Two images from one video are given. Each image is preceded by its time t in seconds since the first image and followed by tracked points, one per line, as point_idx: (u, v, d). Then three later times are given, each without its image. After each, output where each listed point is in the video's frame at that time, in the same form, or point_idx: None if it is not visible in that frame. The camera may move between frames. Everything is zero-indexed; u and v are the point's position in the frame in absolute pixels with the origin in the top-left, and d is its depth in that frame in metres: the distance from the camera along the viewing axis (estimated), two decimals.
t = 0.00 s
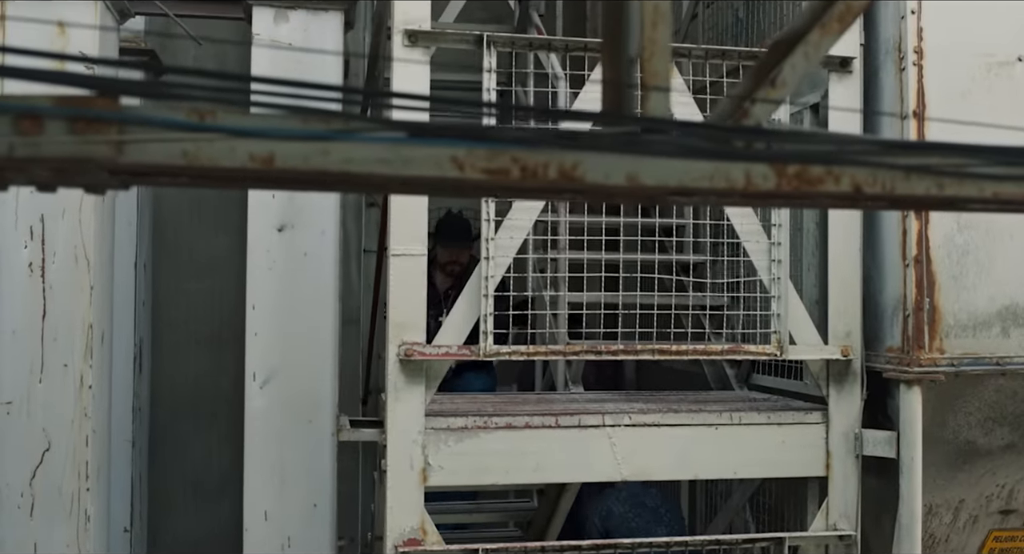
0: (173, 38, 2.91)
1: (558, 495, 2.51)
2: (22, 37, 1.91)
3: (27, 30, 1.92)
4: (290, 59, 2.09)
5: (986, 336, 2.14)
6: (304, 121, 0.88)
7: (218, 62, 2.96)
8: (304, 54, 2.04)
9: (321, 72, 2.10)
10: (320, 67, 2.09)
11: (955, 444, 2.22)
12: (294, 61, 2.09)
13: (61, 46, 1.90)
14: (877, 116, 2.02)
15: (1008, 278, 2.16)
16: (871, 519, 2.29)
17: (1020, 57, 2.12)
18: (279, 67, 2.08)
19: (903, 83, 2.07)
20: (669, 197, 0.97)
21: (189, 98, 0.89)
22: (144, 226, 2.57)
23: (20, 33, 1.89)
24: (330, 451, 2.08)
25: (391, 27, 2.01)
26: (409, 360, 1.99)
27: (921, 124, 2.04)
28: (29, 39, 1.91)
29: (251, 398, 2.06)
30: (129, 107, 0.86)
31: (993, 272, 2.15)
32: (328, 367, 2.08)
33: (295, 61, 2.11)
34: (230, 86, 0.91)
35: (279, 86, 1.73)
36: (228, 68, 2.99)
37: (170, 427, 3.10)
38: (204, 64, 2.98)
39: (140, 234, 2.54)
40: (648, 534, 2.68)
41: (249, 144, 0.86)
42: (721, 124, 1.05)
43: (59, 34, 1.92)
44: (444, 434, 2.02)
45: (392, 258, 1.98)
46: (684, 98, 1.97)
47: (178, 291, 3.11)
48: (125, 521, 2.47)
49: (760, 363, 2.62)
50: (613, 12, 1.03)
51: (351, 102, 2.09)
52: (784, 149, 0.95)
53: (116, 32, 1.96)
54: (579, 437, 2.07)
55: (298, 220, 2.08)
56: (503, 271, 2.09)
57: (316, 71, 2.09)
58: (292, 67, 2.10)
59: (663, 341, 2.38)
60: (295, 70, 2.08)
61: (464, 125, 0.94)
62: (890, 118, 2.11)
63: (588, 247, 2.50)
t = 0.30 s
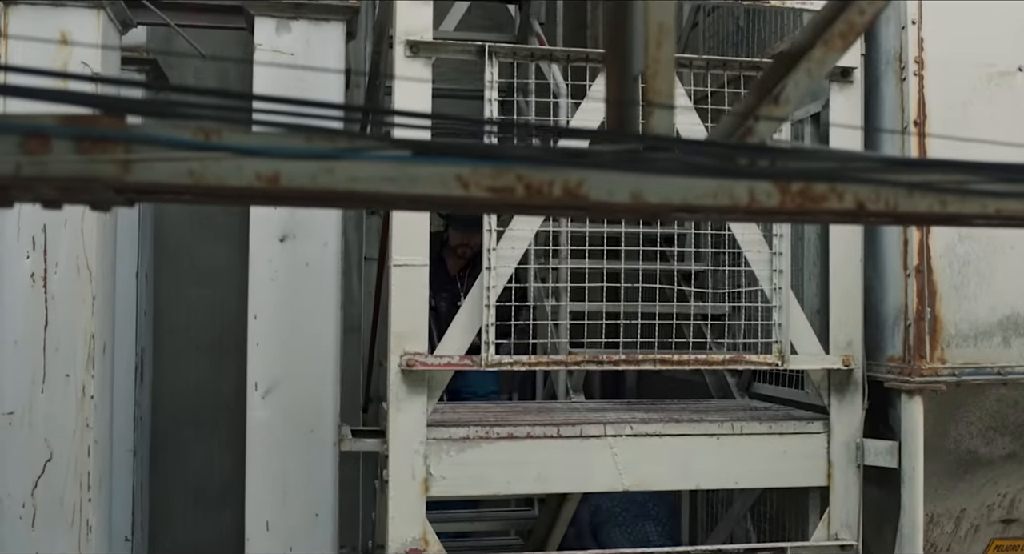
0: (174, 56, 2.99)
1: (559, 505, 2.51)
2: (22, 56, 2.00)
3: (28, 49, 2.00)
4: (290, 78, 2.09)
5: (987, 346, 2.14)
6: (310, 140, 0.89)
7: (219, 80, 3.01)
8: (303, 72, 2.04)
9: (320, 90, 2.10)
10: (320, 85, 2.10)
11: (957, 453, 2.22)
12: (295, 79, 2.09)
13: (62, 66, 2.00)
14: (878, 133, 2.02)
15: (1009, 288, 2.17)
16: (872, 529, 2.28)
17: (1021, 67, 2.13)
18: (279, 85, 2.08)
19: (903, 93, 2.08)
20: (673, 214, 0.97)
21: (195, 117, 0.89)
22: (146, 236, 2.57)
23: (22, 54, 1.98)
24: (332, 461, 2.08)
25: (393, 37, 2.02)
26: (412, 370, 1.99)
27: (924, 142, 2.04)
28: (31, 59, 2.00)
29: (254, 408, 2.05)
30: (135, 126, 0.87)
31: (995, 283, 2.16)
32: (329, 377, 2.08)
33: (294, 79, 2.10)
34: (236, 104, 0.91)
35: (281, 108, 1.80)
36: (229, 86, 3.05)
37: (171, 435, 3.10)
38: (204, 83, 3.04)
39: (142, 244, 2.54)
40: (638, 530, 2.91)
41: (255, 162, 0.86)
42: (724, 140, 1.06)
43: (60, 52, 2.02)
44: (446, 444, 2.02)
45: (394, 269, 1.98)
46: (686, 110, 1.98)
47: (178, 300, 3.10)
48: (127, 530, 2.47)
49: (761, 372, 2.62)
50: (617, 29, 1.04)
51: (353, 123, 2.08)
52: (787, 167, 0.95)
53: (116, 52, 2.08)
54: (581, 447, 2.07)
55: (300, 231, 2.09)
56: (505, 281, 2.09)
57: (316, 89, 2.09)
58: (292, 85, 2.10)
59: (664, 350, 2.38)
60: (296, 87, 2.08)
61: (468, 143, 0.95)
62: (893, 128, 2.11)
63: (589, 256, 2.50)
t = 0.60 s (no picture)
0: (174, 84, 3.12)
1: (558, 517, 2.52)
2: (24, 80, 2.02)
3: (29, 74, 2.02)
4: (291, 105, 2.09)
5: (985, 358, 2.15)
6: (314, 165, 0.90)
7: (221, 108, 3.16)
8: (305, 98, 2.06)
9: (322, 115, 2.10)
10: (320, 111, 2.10)
11: (956, 465, 2.23)
12: (295, 106, 2.09)
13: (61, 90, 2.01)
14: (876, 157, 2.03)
15: (1008, 300, 2.18)
16: (872, 540, 2.29)
17: (1018, 80, 2.14)
18: (280, 111, 2.08)
19: (902, 106, 2.09)
20: (673, 237, 0.98)
21: (200, 142, 0.90)
22: (147, 247, 2.58)
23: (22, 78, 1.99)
24: (333, 473, 2.09)
25: (394, 51, 2.03)
26: (412, 383, 2.00)
27: (921, 168, 2.05)
28: (31, 84, 2.01)
29: (255, 420, 2.06)
30: (140, 152, 0.88)
31: (993, 296, 2.17)
32: (330, 388, 2.09)
33: (296, 106, 2.11)
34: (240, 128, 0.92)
35: (286, 135, 1.89)
36: (232, 113, 3.21)
37: (171, 444, 3.10)
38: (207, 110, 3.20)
39: (143, 255, 2.55)
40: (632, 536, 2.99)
41: (259, 188, 0.87)
42: (722, 163, 1.05)
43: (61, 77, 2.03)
44: (447, 456, 2.03)
45: (394, 282, 1.99)
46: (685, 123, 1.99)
47: (179, 310, 3.11)
48: (128, 541, 2.47)
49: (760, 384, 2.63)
50: (620, 55, 1.05)
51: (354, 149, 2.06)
52: (786, 191, 0.96)
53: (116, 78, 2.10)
54: (581, 459, 2.07)
55: (301, 243, 2.09)
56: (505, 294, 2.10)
57: (316, 113, 2.09)
58: (292, 111, 2.10)
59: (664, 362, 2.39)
60: (297, 114, 2.08)
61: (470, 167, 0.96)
62: (893, 140, 2.12)
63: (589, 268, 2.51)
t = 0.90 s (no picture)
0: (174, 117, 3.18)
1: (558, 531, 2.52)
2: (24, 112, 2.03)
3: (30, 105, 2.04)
4: (292, 137, 2.09)
5: (984, 374, 2.16)
6: (317, 197, 0.91)
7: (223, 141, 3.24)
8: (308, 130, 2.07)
9: (323, 147, 2.10)
10: (322, 143, 2.11)
11: (955, 480, 2.23)
12: (295, 138, 2.10)
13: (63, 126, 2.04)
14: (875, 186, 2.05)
15: (1006, 316, 2.19)
16: None
17: (1016, 97, 2.15)
18: (280, 144, 2.08)
19: (900, 123, 2.11)
20: (674, 265, 0.99)
21: (205, 174, 0.91)
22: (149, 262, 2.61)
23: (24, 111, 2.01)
24: (334, 488, 2.09)
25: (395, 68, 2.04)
26: (413, 400, 2.01)
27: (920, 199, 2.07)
28: (32, 116, 2.03)
29: (256, 436, 2.07)
30: (147, 183, 0.89)
31: (991, 312, 2.18)
32: (331, 404, 2.10)
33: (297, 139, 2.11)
34: (244, 160, 0.93)
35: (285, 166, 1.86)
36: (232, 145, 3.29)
37: (172, 457, 3.11)
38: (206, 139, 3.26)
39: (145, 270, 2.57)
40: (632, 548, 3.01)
41: (264, 220, 0.88)
42: (721, 191, 1.06)
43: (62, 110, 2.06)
44: (448, 472, 2.03)
45: (395, 298, 2.00)
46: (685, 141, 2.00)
47: (180, 323, 3.12)
48: None
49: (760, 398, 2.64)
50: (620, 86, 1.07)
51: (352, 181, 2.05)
52: (784, 220, 0.98)
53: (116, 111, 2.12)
54: (582, 475, 2.08)
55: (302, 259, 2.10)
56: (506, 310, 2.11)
57: (317, 145, 2.09)
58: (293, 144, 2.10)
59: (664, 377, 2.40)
60: (298, 147, 2.08)
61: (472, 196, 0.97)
62: (891, 157, 2.13)
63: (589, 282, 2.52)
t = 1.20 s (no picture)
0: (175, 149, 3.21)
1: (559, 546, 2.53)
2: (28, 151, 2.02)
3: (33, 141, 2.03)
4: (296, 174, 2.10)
5: (982, 392, 2.17)
6: (324, 234, 0.92)
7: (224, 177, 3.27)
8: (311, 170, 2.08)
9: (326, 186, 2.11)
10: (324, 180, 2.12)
11: (954, 496, 2.24)
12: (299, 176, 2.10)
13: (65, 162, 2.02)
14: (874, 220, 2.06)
15: (1004, 334, 2.20)
16: None
17: (1014, 116, 2.17)
18: (284, 181, 2.09)
19: (898, 141, 2.12)
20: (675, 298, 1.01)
21: (212, 212, 0.93)
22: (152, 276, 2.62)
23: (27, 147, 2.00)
24: (336, 505, 2.10)
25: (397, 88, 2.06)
26: (415, 418, 2.02)
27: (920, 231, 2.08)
28: (35, 153, 2.01)
29: (258, 454, 2.08)
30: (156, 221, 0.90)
31: (990, 330, 2.19)
32: (333, 421, 2.11)
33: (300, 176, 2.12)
34: (250, 197, 0.95)
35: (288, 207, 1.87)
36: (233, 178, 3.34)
37: (173, 470, 3.12)
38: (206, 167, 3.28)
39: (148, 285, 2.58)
40: None
41: (272, 256, 0.90)
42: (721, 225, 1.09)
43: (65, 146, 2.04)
44: (450, 490, 2.04)
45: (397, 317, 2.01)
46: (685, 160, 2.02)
47: (181, 336, 3.13)
48: None
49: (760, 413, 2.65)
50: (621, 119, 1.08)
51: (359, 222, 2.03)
52: (784, 254, 0.99)
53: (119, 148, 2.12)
54: (583, 492, 2.09)
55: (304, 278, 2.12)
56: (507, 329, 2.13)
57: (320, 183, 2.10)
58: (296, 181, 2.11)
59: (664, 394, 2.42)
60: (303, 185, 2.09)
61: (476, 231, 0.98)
62: (890, 176, 2.15)
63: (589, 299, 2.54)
